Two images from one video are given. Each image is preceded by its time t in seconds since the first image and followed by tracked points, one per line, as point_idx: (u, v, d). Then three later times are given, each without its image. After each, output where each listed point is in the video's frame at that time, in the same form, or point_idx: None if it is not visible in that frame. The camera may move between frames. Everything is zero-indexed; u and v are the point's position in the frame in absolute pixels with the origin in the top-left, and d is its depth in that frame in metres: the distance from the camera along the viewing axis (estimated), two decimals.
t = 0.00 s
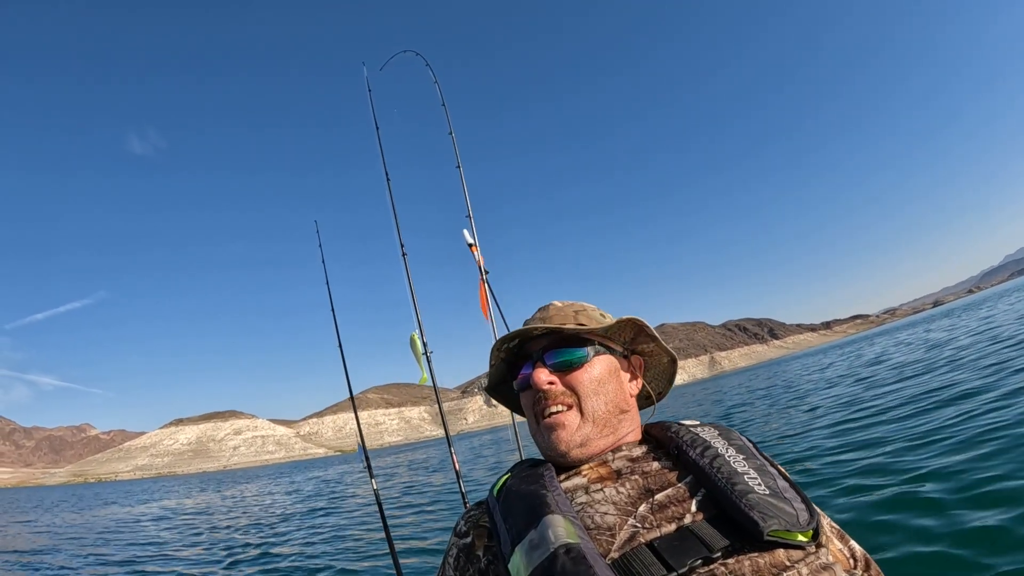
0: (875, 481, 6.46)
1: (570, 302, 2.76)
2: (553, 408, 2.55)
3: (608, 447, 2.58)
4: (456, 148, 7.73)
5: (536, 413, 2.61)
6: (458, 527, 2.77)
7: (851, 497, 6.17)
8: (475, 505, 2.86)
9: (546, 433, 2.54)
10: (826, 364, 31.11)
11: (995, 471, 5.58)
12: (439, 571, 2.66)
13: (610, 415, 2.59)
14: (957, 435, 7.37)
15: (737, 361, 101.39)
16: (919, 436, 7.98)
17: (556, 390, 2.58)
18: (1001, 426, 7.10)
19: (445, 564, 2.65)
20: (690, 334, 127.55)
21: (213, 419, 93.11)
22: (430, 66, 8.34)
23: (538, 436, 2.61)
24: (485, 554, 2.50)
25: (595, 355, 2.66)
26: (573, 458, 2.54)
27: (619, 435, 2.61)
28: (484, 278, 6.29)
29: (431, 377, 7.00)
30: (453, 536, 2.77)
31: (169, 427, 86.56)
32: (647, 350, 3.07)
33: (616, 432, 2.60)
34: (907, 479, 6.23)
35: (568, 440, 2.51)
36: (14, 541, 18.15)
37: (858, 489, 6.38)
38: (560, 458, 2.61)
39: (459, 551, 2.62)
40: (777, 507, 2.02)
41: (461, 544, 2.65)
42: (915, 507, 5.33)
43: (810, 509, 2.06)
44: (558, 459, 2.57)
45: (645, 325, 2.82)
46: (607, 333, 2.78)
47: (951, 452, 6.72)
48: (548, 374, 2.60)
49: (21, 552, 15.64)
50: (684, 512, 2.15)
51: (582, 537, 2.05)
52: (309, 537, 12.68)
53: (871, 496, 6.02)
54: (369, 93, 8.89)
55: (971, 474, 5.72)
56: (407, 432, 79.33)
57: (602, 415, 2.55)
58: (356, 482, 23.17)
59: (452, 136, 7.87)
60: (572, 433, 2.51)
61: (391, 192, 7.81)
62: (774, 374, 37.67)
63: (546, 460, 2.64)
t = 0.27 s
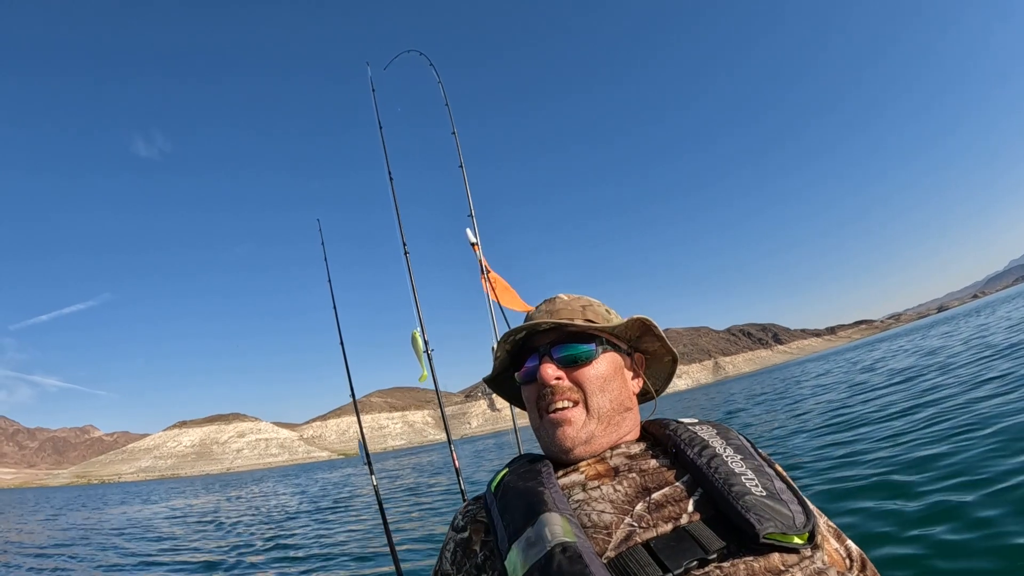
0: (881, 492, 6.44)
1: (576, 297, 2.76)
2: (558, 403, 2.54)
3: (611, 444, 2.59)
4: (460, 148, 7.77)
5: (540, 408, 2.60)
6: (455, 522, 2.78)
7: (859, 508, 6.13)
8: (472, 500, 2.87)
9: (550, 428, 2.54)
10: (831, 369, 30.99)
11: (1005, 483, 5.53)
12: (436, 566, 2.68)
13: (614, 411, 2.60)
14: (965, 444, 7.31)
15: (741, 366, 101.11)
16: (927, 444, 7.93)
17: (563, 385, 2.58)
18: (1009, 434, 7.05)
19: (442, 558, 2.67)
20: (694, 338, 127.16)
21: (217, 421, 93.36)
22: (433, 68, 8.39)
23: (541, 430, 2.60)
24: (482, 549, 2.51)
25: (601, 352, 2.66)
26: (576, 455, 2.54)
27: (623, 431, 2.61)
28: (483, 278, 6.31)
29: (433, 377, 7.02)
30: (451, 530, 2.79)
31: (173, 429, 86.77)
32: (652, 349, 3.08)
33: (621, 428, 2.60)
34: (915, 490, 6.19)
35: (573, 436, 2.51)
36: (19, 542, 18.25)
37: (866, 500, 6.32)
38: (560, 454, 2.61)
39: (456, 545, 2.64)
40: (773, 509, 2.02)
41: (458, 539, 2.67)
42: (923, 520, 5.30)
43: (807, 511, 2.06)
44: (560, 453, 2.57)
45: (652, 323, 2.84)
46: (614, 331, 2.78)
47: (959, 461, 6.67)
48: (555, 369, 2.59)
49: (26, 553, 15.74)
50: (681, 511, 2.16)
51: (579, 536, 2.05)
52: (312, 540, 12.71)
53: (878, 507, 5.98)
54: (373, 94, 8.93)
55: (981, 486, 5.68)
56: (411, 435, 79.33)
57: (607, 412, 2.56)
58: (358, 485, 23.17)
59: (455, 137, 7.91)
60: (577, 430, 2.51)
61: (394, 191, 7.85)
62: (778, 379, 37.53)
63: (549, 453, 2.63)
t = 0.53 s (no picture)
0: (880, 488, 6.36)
1: (587, 299, 2.72)
2: (570, 406, 2.49)
3: (617, 448, 2.56)
4: (460, 151, 7.75)
5: (549, 410, 2.54)
6: (454, 526, 2.76)
7: (857, 503, 6.06)
8: (472, 504, 2.85)
9: (560, 431, 2.48)
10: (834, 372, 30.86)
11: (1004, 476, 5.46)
12: (434, 570, 2.66)
13: (622, 416, 2.57)
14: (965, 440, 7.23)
15: (743, 368, 100.89)
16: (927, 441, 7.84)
17: (576, 388, 2.52)
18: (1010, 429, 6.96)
19: (440, 563, 2.65)
20: (696, 341, 126.90)
21: (219, 423, 93.44)
22: (434, 70, 8.38)
23: (548, 433, 2.54)
24: (481, 554, 2.49)
25: (611, 357, 2.63)
26: (582, 459, 2.50)
27: (628, 436, 2.60)
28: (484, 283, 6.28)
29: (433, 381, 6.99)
30: (449, 534, 2.76)
31: (174, 430, 86.78)
32: (652, 356, 3.08)
33: (626, 432, 2.59)
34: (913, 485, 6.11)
35: (583, 440, 2.47)
36: (20, 542, 18.26)
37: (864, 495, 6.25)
38: (563, 457, 2.57)
39: (455, 549, 2.62)
40: (774, 514, 2.00)
41: (457, 543, 2.64)
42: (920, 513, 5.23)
43: (807, 516, 2.03)
44: (565, 456, 2.52)
45: (659, 330, 2.85)
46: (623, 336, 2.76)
47: (958, 457, 6.59)
48: (568, 371, 2.53)
49: (27, 553, 15.74)
50: (681, 516, 2.13)
51: (579, 541, 2.03)
52: (312, 542, 12.69)
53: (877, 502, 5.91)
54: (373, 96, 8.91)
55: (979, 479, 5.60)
56: (412, 437, 79.22)
57: (616, 417, 2.54)
58: (359, 487, 23.13)
59: (456, 139, 7.90)
60: (588, 434, 2.47)
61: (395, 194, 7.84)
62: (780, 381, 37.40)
63: (552, 456, 2.58)
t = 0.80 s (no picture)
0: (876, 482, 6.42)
1: (595, 302, 2.76)
2: (581, 406, 2.51)
3: (623, 448, 2.58)
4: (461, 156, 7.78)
5: (558, 410, 2.55)
6: (458, 525, 2.80)
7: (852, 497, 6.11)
8: (475, 503, 2.88)
9: (569, 431, 2.50)
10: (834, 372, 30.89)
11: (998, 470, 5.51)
12: (438, 569, 2.69)
13: (628, 417, 2.60)
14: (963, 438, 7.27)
15: (744, 369, 100.86)
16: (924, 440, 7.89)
17: (587, 389, 2.54)
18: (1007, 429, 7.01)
19: (444, 562, 2.68)
20: (697, 341, 126.91)
21: (220, 423, 93.49)
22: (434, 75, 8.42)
23: (557, 433, 2.55)
24: (485, 552, 2.53)
25: (620, 359, 2.67)
26: (588, 458, 2.53)
27: (635, 436, 2.63)
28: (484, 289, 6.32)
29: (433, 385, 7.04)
30: (453, 534, 2.80)
31: (174, 430, 86.76)
32: (653, 359, 3.13)
33: (634, 433, 2.62)
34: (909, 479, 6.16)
35: (593, 439, 2.49)
36: (21, 542, 18.26)
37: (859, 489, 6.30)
38: (568, 457, 2.58)
39: (458, 548, 2.65)
40: (772, 506, 2.03)
41: (460, 542, 2.67)
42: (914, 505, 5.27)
43: (805, 509, 2.06)
44: (573, 456, 2.54)
45: (664, 334, 2.91)
46: (629, 340, 2.81)
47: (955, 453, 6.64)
48: (579, 372, 2.55)
49: (27, 553, 15.74)
50: (681, 510, 2.16)
51: (580, 534, 2.06)
52: (312, 542, 12.70)
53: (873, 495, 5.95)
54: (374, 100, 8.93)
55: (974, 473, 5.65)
56: (413, 438, 79.21)
57: (625, 418, 2.57)
58: (360, 487, 23.12)
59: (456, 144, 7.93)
60: (598, 433, 2.49)
61: (395, 198, 7.87)
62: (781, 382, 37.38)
63: (559, 455, 2.59)
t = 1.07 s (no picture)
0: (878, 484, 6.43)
1: (603, 305, 2.78)
2: (591, 406, 2.51)
3: (627, 450, 2.58)
4: (461, 159, 7.78)
5: (567, 410, 2.55)
6: (457, 527, 2.79)
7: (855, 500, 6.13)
8: (475, 505, 2.88)
9: (577, 430, 2.50)
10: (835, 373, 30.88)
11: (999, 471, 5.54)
12: (437, 571, 2.68)
13: (635, 419, 2.61)
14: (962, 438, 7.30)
15: (745, 369, 100.89)
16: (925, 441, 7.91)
17: (597, 389, 2.54)
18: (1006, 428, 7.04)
19: (444, 563, 2.68)
20: (697, 342, 126.90)
21: (221, 424, 93.57)
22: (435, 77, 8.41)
23: (564, 432, 2.54)
24: (484, 552, 2.53)
25: (627, 362, 2.69)
26: (591, 459, 2.52)
27: (641, 439, 2.63)
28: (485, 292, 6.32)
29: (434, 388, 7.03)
30: (452, 536, 2.79)
31: (176, 431, 86.81)
32: (655, 366, 3.15)
33: (640, 435, 2.62)
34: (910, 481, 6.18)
35: (601, 438, 2.49)
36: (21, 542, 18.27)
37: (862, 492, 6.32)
38: (572, 458, 2.58)
39: (458, 549, 2.65)
40: (771, 506, 2.03)
41: (460, 544, 2.67)
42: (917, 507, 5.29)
43: (804, 509, 2.06)
44: (578, 457, 2.53)
45: (669, 339, 2.94)
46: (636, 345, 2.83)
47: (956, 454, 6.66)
48: (590, 371, 2.56)
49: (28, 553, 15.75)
50: (679, 509, 2.16)
51: (578, 534, 2.06)
52: (312, 543, 12.68)
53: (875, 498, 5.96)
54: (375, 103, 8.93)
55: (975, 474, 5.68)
56: (413, 439, 79.25)
57: (633, 420, 2.58)
58: (360, 488, 23.12)
59: (457, 147, 7.93)
60: (606, 433, 2.50)
61: (396, 200, 7.87)
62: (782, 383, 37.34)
63: (564, 455, 2.58)
